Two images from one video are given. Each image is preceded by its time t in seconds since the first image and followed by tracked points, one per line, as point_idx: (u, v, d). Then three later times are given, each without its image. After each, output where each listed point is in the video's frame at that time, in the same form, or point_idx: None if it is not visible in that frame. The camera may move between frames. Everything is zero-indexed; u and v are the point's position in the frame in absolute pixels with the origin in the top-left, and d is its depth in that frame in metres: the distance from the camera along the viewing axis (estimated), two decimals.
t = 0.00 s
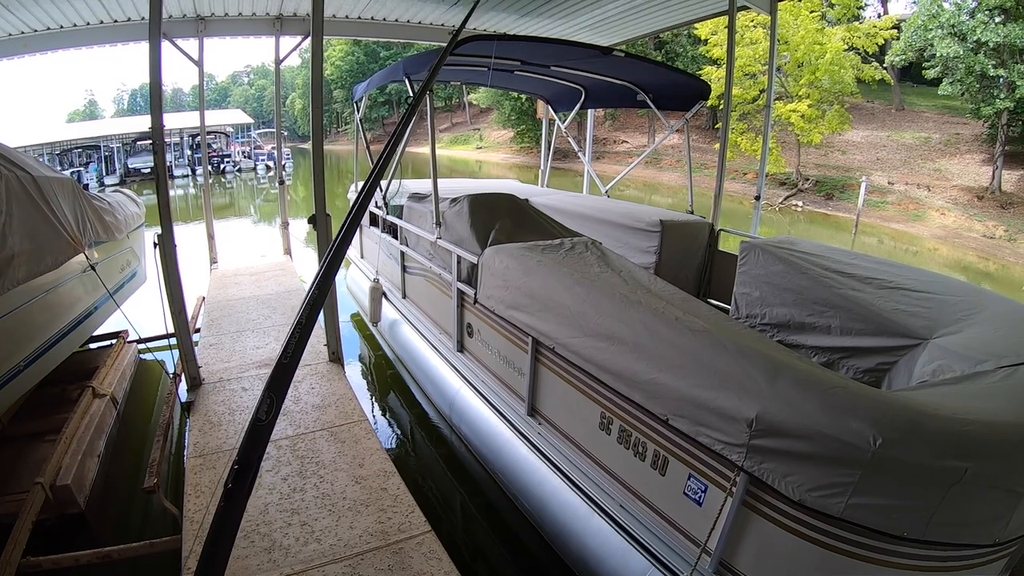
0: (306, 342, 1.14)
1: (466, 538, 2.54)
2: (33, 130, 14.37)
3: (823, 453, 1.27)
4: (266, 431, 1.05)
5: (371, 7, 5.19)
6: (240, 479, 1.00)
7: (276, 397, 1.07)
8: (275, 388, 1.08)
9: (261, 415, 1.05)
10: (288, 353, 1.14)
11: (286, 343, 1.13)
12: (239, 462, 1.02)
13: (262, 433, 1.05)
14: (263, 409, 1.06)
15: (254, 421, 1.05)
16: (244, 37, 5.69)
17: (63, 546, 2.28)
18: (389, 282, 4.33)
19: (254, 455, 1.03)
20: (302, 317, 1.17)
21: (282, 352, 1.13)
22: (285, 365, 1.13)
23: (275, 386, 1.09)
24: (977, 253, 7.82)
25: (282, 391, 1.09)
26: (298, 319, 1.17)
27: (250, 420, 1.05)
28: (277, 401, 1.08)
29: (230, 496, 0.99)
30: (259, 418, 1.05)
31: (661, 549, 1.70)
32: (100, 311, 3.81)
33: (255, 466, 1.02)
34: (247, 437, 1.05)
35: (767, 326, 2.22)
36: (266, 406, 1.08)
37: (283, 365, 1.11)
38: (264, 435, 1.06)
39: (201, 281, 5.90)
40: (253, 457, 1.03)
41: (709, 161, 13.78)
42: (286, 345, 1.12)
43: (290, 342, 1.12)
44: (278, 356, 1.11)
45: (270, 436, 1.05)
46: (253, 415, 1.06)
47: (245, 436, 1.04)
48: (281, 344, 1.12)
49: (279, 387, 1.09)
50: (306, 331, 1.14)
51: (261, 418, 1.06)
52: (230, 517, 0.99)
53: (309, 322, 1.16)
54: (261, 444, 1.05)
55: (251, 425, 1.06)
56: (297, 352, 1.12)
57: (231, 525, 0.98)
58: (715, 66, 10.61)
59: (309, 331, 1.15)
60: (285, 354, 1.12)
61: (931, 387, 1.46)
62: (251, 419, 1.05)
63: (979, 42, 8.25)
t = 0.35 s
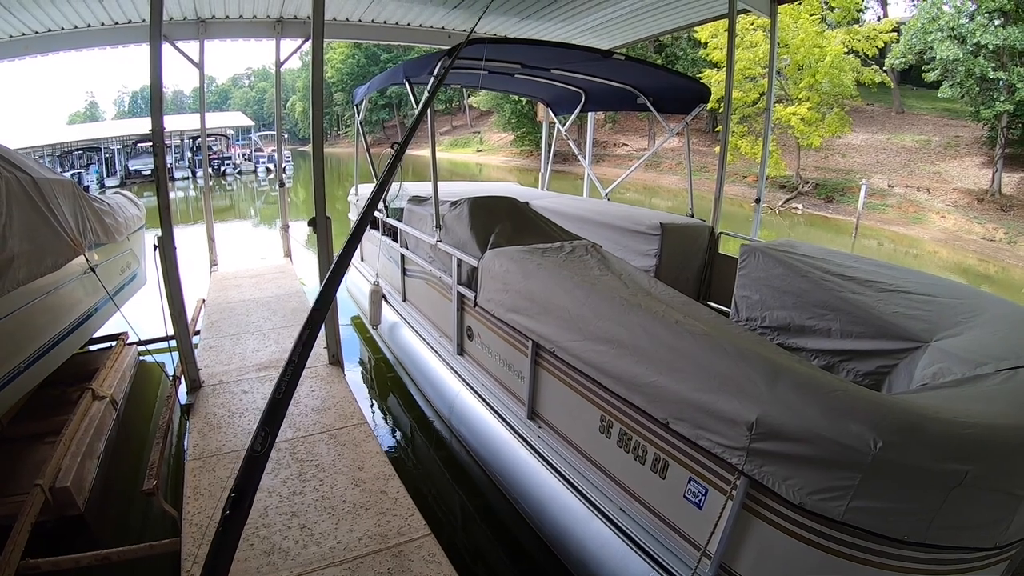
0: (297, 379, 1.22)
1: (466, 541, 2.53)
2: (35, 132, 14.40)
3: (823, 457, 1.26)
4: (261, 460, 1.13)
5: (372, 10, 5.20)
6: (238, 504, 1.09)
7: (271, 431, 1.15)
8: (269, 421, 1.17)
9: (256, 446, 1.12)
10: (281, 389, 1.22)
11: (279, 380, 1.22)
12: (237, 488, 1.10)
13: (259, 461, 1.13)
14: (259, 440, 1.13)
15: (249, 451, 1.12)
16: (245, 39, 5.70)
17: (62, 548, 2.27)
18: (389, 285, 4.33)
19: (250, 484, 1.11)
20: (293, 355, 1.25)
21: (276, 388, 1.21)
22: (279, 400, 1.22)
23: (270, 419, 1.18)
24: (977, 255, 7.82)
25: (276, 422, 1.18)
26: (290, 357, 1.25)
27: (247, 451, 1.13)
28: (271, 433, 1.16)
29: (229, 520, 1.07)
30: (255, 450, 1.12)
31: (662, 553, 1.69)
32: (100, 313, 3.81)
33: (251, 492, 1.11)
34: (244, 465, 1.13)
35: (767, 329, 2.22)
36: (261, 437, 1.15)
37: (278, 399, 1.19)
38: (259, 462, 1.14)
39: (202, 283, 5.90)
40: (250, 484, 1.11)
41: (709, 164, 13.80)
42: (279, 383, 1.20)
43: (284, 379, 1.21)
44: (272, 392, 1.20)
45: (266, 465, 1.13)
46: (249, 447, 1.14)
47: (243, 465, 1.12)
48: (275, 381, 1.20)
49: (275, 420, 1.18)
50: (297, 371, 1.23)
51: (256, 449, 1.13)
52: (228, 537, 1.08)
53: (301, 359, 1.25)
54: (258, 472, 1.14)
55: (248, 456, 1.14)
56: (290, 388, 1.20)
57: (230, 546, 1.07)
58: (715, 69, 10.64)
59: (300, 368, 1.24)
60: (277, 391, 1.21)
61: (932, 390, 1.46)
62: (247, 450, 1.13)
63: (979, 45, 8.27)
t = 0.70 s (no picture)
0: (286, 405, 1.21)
1: (468, 537, 2.55)
2: (38, 129, 14.44)
3: (824, 453, 1.27)
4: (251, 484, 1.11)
5: (375, 7, 5.19)
6: (228, 526, 1.08)
7: (259, 455, 1.13)
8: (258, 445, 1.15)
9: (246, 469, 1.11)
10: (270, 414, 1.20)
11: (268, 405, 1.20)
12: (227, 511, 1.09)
13: (248, 485, 1.11)
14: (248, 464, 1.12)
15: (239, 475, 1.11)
16: (247, 36, 5.70)
17: (66, 544, 2.29)
18: (392, 281, 4.34)
19: (239, 506, 1.10)
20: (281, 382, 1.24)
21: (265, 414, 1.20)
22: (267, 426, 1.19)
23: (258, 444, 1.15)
24: (980, 253, 7.80)
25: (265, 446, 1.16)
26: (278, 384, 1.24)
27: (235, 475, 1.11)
28: (260, 457, 1.14)
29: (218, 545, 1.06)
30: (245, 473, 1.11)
31: (663, 548, 1.70)
32: (104, 310, 3.83)
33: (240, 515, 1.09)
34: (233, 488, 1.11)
35: (769, 325, 2.22)
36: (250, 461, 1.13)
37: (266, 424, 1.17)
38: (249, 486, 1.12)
39: (204, 280, 5.92)
40: (239, 505, 1.10)
41: (711, 161, 13.77)
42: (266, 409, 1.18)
43: (271, 404, 1.20)
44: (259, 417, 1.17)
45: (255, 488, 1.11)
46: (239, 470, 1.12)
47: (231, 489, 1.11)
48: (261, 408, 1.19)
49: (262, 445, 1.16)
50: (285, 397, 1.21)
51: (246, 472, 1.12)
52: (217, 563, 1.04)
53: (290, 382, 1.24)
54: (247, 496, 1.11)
55: (238, 479, 1.12)
56: (279, 413, 1.19)
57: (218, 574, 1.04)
58: (717, 66, 10.61)
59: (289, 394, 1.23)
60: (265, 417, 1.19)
61: (934, 387, 1.46)
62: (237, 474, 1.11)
63: (983, 41, 8.22)
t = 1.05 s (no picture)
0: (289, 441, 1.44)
1: (472, 535, 2.56)
2: (43, 129, 14.51)
3: (826, 451, 1.27)
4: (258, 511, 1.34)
5: (378, 6, 5.21)
6: (236, 552, 1.28)
7: (264, 487, 1.35)
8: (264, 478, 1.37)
9: (253, 499, 1.33)
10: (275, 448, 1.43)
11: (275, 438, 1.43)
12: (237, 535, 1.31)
13: (255, 511, 1.34)
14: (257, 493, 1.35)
15: (248, 503, 1.33)
16: (250, 36, 5.72)
17: (71, 542, 2.31)
18: (396, 280, 4.35)
19: (247, 531, 1.32)
20: (287, 418, 1.46)
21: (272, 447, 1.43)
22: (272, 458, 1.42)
23: (264, 477, 1.37)
24: (985, 251, 7.76)
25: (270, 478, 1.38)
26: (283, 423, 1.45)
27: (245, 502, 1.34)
28: (265, 489, 1.35)
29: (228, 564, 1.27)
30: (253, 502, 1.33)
31: (666, 546, 1.71)
32: (108, 309, 3.85)
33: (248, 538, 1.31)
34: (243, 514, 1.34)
35: (773, 324, 2.22)
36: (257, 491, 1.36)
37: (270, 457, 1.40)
38: (257, 513, 1.34)
39: (208, 279, 5.95)
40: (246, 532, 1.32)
41: (715, 159, 13.74)
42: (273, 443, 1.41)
43: (277, 440, 1.43)
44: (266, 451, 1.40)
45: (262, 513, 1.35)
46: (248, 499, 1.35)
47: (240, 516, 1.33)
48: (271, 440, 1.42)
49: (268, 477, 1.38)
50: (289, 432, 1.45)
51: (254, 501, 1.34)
52: None
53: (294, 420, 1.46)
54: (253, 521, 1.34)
55: (247, 507, 1.35)
56: (282, 451, 1.40)
57: None
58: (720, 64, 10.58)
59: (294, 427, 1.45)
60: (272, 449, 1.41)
61: (938, 385, 1.46)
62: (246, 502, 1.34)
63: (987, 38, 8.18)
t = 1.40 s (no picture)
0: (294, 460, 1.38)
1: (472, 537, 2.55)
2: (46, 129, 14.56)
3: (826, 453, 1.27)
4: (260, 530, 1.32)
5: (380, 8, 5.22)
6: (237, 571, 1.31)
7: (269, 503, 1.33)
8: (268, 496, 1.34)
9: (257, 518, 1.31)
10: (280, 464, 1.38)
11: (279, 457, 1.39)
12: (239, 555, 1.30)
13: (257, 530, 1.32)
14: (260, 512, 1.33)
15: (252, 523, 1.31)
16: (253, 37, 5.74)
17: (72, 541, 2.31)
18: (397, 282, 4.35)
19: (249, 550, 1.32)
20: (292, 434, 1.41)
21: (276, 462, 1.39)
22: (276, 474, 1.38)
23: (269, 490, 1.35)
24: (986, 255, 7.74)
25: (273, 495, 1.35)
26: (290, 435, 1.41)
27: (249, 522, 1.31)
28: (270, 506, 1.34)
29: None
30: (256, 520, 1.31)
31: (667, 549, 1.70)
32: (110, 309, 3.86)
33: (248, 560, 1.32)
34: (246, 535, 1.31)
35: (774, 327, 2.22)
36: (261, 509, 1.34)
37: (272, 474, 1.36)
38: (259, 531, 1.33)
39: (210, 280, 5.96)
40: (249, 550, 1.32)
41: (716, 163, 13.74)
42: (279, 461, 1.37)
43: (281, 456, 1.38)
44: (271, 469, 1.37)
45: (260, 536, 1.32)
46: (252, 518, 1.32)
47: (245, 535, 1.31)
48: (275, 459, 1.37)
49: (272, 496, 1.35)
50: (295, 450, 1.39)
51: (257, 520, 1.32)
52: None
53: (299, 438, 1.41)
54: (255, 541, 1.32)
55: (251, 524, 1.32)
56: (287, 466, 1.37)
57: None
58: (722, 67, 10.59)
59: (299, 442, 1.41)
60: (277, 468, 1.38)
61: (939, 389, 1.46)
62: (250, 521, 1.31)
63: (989, 42, 8.18)
